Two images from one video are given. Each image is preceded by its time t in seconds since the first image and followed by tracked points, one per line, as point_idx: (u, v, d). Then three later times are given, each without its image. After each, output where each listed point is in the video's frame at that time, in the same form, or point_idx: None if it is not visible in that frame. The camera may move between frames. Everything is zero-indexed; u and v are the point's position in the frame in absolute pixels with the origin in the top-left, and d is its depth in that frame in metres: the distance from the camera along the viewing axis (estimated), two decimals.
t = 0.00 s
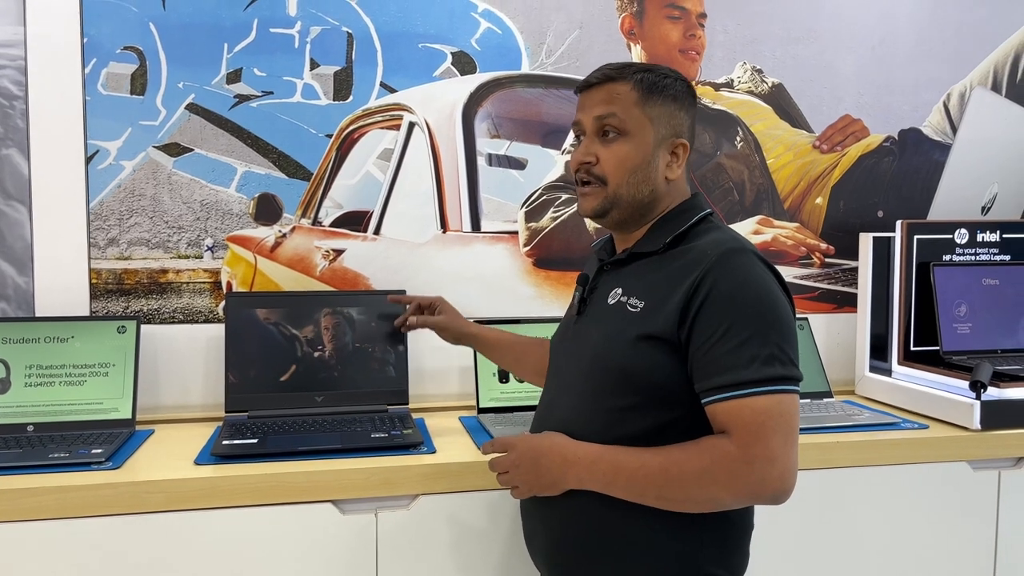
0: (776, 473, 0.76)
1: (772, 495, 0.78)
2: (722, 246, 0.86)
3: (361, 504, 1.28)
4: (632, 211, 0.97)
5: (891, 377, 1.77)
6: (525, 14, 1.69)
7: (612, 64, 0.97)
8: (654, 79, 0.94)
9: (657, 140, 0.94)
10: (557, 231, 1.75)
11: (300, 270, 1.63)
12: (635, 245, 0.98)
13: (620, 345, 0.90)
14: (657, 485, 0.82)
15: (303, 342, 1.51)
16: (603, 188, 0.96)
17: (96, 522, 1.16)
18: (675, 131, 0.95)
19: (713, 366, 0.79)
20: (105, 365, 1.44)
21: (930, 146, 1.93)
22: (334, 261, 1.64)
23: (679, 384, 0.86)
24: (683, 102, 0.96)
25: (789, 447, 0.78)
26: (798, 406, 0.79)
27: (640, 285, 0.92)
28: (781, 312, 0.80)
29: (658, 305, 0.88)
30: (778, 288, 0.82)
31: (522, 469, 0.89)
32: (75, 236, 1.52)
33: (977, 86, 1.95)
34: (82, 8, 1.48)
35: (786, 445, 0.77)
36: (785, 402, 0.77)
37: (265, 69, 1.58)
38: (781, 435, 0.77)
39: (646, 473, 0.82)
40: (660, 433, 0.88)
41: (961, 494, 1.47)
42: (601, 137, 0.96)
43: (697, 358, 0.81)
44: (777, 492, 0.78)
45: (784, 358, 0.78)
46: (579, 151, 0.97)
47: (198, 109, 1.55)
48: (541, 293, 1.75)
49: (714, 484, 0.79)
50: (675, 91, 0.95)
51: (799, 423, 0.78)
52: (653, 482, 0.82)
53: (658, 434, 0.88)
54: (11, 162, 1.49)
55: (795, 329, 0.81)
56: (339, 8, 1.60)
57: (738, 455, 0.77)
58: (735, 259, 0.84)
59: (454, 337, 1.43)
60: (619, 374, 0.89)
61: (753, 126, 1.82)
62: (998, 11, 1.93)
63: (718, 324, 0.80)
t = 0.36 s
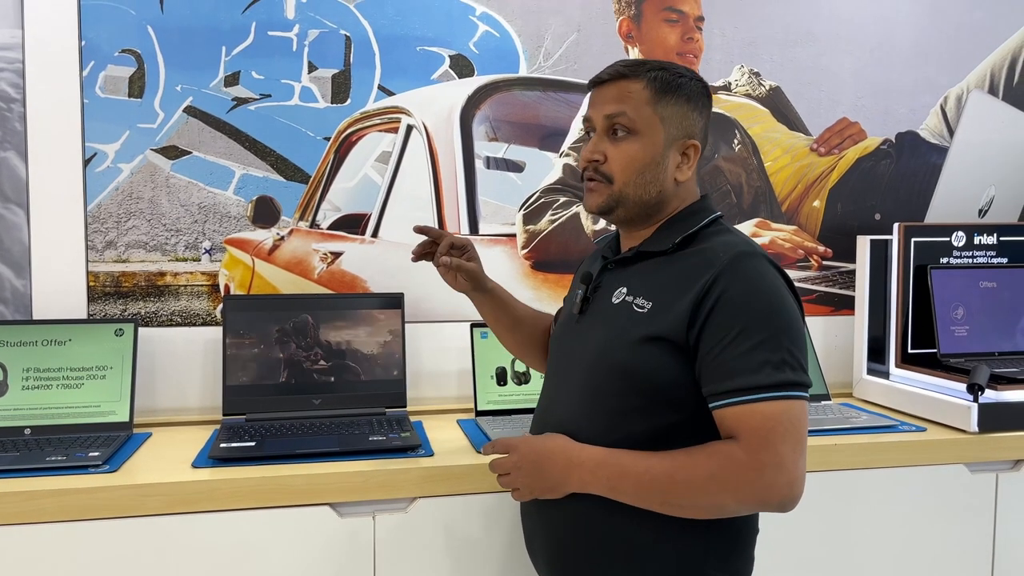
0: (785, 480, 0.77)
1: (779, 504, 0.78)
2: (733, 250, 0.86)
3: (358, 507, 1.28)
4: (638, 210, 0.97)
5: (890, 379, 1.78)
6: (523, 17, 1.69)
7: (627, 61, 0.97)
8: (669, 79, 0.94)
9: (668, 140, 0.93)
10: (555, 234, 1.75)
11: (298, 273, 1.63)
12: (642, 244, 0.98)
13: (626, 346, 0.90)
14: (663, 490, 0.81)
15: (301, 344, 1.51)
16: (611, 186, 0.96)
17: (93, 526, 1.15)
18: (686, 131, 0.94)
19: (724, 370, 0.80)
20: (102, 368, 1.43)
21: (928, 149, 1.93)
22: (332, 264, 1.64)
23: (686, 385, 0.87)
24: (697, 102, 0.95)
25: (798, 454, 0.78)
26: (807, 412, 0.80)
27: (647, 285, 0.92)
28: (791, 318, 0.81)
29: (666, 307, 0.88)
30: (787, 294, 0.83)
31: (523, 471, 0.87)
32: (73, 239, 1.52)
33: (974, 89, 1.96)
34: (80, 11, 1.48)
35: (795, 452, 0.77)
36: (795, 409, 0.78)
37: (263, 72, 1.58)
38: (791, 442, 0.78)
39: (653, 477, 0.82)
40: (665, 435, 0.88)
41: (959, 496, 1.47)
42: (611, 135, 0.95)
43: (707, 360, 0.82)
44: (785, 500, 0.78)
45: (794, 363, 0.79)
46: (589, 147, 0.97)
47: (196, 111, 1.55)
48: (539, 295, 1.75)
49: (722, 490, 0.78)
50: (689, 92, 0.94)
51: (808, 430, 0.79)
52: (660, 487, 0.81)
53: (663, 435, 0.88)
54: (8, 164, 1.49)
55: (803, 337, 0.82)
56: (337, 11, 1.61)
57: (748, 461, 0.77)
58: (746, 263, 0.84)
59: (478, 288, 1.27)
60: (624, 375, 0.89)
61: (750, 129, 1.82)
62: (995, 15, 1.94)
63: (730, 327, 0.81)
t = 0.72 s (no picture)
0: (818, 484, 0.77)
1: (812, 508, 0.78)
2: (747, 252, 0.87)
3: (357, 508, 1.28)
4: (654, 214, 0.96)
5: (888, 381, 1.78)
6: (522, 19, 1.70)
7: (621, 65, 0.96)
8: (667, 80, 0.94)
9: (676, 140, 0.94)
10: (554, 236, 1.75)
11: (297, 275, 1.63)
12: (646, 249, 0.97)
13: (642, 355, 0.89)
14: (694, 502, 0.80)
15: (300, 345, 1.51)
16: (628, 192, 0.94)
17: (91, 527, 1.15)
18: (689, 131, 0.96)
19: (749, 376, 0.80)
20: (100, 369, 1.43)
21: (926, 150, 1.94)
22: (331, 266, 1.64)
23: (704, 393, 0.86)
24: (692, 101, 0.97)
25: (827, 456, 0.78)
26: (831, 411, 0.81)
27: (660, 293, 0.92)
28: (811, 319, 0.81)
29: (684, 314, 0.87)
30: (804, 294, 0.84)
31: (542, 492, 0.85)
32: (70, 240, 1.52)
33: (972, 90, 1.96)
34: (78, 13, 1.48)
35: (824, 454, 0.78)
36: (822, 410, 0.78)
37: (261, 74, 1.58)
38: (819, 445, 0.78)
39: (683, 490, 0.81)
40: (685, 443, 0.88)
41: (958, 497, 1.47)
42: (620, 140, 0.94)
43: (729, 367, 0.82)
44: (818, 504, 0.78)
45: (818, 365, 0.79)
46: (598, 155, 0.94)
47: (194, 113, 1.55)
48: (538, 297, 1.75)
49: (755, 499, 0.78)
50: (685, 91, 0.96)
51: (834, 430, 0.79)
52: (691, 500, 0.80)
53: (684, 444, 0.88)
54: (6, 166, 1.49)
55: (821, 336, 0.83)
56: (336, 13, 1.61)
57: (780, 467, 0.77)
58: (762, 265, 0.84)
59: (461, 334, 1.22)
60: (641, 385, 0.89)
61: (749, 131, 1.82)
62: (993, 16, 1.94)
63: (750, 332, 0.81)
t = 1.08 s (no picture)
0: (843, 492, 0.77)
1: (836, 517, 0.79)
2: (764, 254, 0.86)
3: (357, 509, 1.28)
4: (668, 213, 0.96)
5: (888, 381, 1.78)
6: (521, 19, 1.70)
7: (627, 61, 0.96)
8: (672, 75, 0.95)
9: (687, 136, 0.95)
10: (553, 236, 1.75)
11: (296, 275, 1.63)
12: (657, 251, 0.97)
13: (658, 361, 0.88)
14: (719, 514, 0.79)
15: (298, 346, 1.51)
16: (644, 192, 0.93)
17: (91, 528, 1.15)
18: (696, 127, 0.97)
19: (769, 381, 0.79)
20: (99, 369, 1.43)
21: (925, 151, 1.94)
22: (330, 266, 1.64)
23: (720, 398, 0.86)
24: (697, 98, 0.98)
25: (850, 464, 0.79)
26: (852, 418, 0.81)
27: (675, 298, 0.91)
28: (831, 322, 0.81)
29: (701, 320, 0.87)
30: (823, 297, 0.83)
31: (557, 511, 0.82)
32: (69, 241, 1.52)
33: (971, 91, 1.96)
34: (77, 13, 1.48)
35: (847, 462, 0.78)
36: (845, 415, 0.78)
37: (260, 74, 1.58)
38: (843, 452, 0.78)
39: (704, 502, 0.80)
40: (702, 450, 0.87)
41: (958, 498, 1.48)
42: (630, 139, 0.94)
43: (749, 372, 0.81)
44: (842, 513, 0.79)
45: (839, 369, 0.79)
46: (609, 154, 0.94)
47: (192, 113, 1.55)
48: (538, 297, 1.75)
49: (780, 511, 0.78)
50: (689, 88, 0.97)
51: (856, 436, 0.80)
52: (713, 513, 0.80)
53: (700, 451, 0.87)
54: (5, 166, 1.49)
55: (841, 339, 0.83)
56: (335, 13, 1.61)
57: (806, 477, 0.77)
58: (780, 268, 0.84)
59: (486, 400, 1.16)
60: (657, 391, 0.88)
61: (747, 131, 1.82)
62: (993, 16, 1.94)
63: (770, 338, 0.80)
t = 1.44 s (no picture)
0: (838, 508, 0.74)
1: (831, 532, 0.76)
2: (763, 256, 0.83)
3: (357, 509, 1.27)
4: (619, 224, 0.95)
5: (888, 380, 1.78)
6: (520, 18, 1.69)
7: (586, 74, 0.96)
8: (618, 83, 0.91)
9: (622, 147, 0.90)
10: (553, 235, 1.75)
11: (295, 274, 1.63)
12: (658, 251, 0.95)
13: (653, 364, 0.87)
14: (704, 522, 0.80)
15: (298, 345, 1.50)
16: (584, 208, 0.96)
17: (90, 528, 1.15)
18: (645, 133, 0.90)
19: (759, 389, 0.77)
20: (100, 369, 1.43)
21: (925, 150, 1.94)
22: (329, 265, 1.64)
23: (717, 403, 0.84)
24: (656, 97, 0.89)
25: (848, 478, 0.75)
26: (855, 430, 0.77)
27: (673, 299, 0.89)
28: (832, 329, 0.78)
29: (695, 323, 0.85)
30: (826, 300, 0.80)
31: (547, 509, 0.89)
32: (68, 240, 1.51)
33: (970, 90, 1.96)
34: (76, 12, 1.48)
35: (844, 476, 0.75)
36: (843, 426, 0.75)
37: (259, 73, 1.58)
38: (839, 465, 0.75)
39: (690, 510, 0.80)
40: (699, 456, 0.86)
41: (958, 497, 1.47)
42: (574, 155, 0.95)
43: (741, 379, 0.79)
44: (839, 528, 0.76)
45: (838, 378, 0.76)
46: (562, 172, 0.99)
47: (191, 113, 1.55)
48: (537, 296, 1.75)
49: (767, 522, 0.77)
50: (644, 91, 0.90)
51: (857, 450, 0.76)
52: (698, 521, 0.80)
53: (697, 456, 0.86)
54: (4, 165, 1.48)
55: (847, 345, 0.80)
56: (334, 12, 1.60)
57: (795, 490, 0.74)
58: (778, 271, 0.81)
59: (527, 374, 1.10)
60: (651, 395, 0.87)
61: (747, 130, 1.82)
62: (992, 15, 1.94)
63: (763, 343, 0.78)
